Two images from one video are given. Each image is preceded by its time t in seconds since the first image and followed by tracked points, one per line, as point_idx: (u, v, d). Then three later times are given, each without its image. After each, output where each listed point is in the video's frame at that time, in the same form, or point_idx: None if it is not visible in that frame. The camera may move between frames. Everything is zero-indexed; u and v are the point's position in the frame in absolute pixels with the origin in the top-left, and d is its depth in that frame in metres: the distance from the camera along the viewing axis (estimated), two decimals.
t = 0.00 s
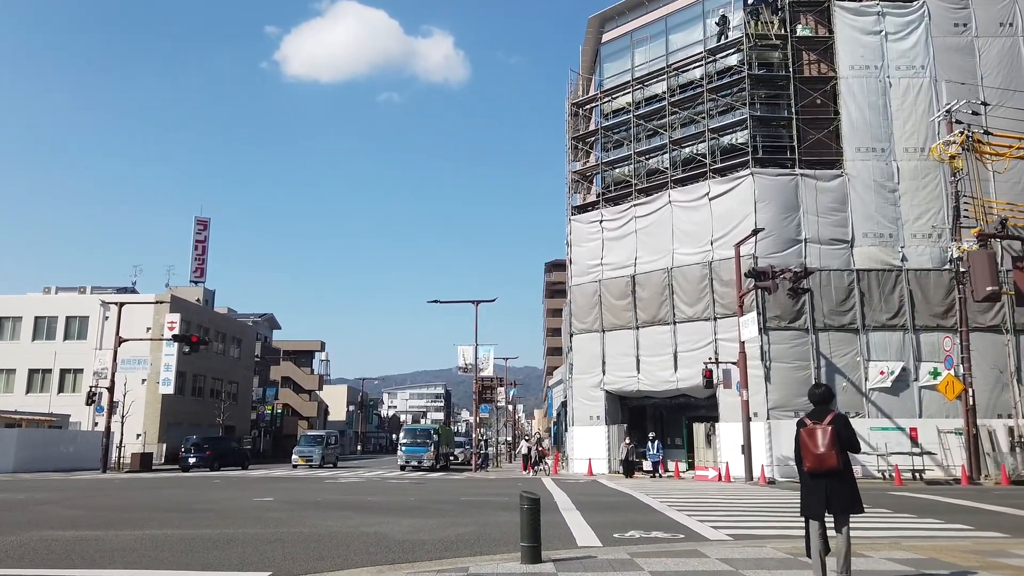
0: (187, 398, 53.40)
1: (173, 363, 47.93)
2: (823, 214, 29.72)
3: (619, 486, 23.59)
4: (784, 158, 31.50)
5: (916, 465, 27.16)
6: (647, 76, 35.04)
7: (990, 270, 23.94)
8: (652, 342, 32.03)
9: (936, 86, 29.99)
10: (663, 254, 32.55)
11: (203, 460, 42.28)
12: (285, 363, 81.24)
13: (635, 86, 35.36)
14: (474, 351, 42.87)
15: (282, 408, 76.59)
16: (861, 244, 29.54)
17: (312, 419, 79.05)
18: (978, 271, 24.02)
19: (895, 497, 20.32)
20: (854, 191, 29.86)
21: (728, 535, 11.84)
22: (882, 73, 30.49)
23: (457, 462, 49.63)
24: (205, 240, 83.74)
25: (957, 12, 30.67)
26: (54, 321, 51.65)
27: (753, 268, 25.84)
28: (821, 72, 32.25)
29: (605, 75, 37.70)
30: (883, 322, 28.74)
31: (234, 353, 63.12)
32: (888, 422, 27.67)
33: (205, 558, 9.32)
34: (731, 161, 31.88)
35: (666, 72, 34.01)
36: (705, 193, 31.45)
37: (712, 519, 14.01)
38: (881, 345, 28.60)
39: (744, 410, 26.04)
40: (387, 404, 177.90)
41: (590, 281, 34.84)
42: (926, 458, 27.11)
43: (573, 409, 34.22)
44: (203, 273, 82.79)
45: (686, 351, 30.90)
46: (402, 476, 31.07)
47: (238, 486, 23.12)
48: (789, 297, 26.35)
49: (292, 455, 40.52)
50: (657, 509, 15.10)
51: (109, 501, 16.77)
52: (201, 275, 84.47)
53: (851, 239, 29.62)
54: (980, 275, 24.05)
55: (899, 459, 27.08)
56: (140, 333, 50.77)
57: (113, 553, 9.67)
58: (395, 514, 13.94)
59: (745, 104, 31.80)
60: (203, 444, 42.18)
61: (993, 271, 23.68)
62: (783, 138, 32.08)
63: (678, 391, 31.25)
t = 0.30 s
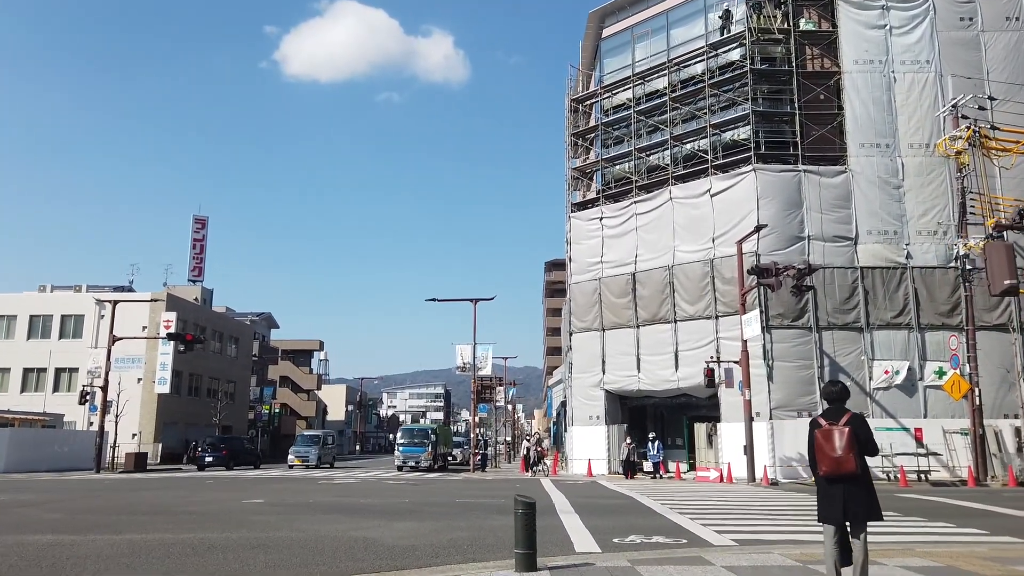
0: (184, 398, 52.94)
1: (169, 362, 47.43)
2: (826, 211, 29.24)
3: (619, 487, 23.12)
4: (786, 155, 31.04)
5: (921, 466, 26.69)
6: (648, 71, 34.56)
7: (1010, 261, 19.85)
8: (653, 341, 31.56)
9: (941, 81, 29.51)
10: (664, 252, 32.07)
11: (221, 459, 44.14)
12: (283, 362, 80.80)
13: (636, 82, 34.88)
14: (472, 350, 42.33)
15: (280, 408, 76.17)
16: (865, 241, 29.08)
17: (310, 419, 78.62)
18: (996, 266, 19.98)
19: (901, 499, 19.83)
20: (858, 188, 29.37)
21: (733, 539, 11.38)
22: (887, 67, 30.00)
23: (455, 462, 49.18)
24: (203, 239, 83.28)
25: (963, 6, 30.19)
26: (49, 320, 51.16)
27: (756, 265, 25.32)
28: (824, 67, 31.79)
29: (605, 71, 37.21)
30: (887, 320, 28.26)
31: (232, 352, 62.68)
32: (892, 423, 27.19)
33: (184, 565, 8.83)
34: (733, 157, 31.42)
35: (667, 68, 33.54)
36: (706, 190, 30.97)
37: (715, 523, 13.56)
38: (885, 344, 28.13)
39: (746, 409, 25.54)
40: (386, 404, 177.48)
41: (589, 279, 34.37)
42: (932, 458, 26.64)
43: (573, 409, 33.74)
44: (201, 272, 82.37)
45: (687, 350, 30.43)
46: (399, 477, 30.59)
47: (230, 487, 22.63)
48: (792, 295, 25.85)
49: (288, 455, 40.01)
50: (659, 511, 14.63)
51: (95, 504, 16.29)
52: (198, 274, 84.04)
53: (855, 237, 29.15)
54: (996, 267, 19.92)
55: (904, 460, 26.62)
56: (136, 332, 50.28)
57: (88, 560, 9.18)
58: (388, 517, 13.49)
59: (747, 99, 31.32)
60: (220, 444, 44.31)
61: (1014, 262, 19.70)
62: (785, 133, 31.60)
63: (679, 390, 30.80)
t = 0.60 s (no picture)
0: (178, 397, 52.46)
1: (161, 360, 46.91)
2: (825, 207, 28.84)
3: (615, 486, 22.74)
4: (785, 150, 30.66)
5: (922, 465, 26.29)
6: (645, 66, 34.15)
7: None
8: (650, 339, 31.15)
9: (941, 75, 29.14)
10: (661, 248, 31.67)
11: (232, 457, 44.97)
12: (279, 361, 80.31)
13: (633, 76, 34.47)
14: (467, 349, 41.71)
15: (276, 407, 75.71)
16: (865, 237, 28.69)
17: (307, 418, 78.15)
18: (1003, 251, 16.47)
19: (902, 499, 19.42)
20: (858, 183, 28.98)
21: (732, 541, 10.96)
22: (887, 61, 29.62)
23: (451, 461, 48.75)
24: (199, 237, 82.71)
25: None
26: (41, 318, 50.65)
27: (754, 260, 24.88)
28: (823, 61, 31.42)
29: (602, 66, 36.79)
30: (887, 317, 27.89)
31: (226, 351, 62.18)
32: (892, 421, 26.81)
33: (153, 567, 8.39)
34: (731, 153, 31.01)
35: (664, 62, 33.13)
36: (704, 185, 30.57)
37: (713, 523, 13.13)
38: (886, 341, 27.75)
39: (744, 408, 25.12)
40: (384, 404, 176.93)
41: (586, 276, 33.95)
42: (933, 457, 26.25)
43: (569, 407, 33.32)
44: (197, 270, 81.87)
45: (684, 347, 30.02)
46: (392, 476, 30.15)
47: (218, 486, 22.17)
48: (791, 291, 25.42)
49: (281, 455, 39.56)
50: (655, 512, 14.18)
51: (74, 503, 15.81)
52: (194, 273, 83.54)
53: (855, 233, 28.77)
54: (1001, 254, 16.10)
55: (904, 459, 26.19)
56: (128, 331, 49.73)
57: (54, 561, 8.75)
58: (375, 517, 13.05)
59: (746, 94, 30.93)
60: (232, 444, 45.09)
61: None
62: (784, 129, 31.22)
63: (676, 388, 30.40)
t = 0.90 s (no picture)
0: (168, 398, 51.89)
1: (152, 361, 46.36)
2: (822, 205, 28.51)
3: (608, 489, 22.34)
4: (781, 147, 30.31)
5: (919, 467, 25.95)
6: (640, 63, 33.76)
7: None
8: (644, 339, 30.75)
9: (938, 72, 28.83)
10: (656, 247, 31.28)
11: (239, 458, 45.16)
12: (271, 361, 79.71)
13: (628, 73, 34.08)
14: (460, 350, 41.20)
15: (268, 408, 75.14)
16: (862, 236, 28.36)
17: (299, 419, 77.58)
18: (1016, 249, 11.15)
19: (901, 502, 19.08)
20: (854, 181, 28.65)
21: (727, 548, 10.57)
22: (883, 58, 29.30)
23: (444, 463, 48.31)
24: (190, 237, 82.05)
25: None
26: (29, 318, 50.01)
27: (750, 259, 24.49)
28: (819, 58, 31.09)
29: (596, 63, 36.41)
30: (884, 317, 27.57)
31: (218, 351, 61.59)
32: (889, 422, 26.47)
33: None
34: (727, 150, 30.66)
35: (659, 59, 32.76)
36: (699, 183, 30.19)
37: (707, 529, 12.70)
38: (882, 341, 27.44)
39: (740, 408, 24.75)
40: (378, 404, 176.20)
41: (580, 276, 33.53)
42: (930, 459, 25.90)
43: (562, 408, 32.89)
44: (189, 270, 81.24)
45: (679, 348, 29.65)
46: (382, 478, 29.73)
47: (203, 489, 21.69)
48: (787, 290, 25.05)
49: (271, 456, 39.07)
50: (648, 517, 13.75)
51: (50, 508, 15.32)
52: (186, 272, 82.90)
53: (851, 231, 28.44)
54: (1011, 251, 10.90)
55: (902, 461, 25.85)
56: (118, 330, 49.14)
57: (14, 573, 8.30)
58: (357, 523, 12.61)
59: (741, 91, 30.57)
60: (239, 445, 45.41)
61: None
62: (780, 126, 30.88)
63: (671, 389, 30.02)
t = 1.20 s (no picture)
0: (159, 397, 51.28)
1: (142, 359, 45.77)
2: (821, 201, 28.12)
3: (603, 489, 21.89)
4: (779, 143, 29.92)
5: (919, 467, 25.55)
6: (636, 57, 33.32)
7: None
8: (641, 336, 30.33)
9: (938, 66, 28.46)
10: (652, 244, 30.85)
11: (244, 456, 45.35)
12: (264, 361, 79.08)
13: (624, 68, 33.64)
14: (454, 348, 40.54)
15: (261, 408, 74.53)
16: (861, 232, 27.97)
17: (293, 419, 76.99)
18: None
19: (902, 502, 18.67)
20: (853, 177, 28.27)
21: (728, 551, 10.11)
22: (883, 53, 28.92)
23: (437, 463, 47.79)
24: (183, 235, 81.39)
25: None
26: (18, 317, 49.38)
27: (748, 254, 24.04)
28: (818, 52, 30.71)
29: (592, 58, 35.97)
30: (884, 314, 27.20)
31: (210, 350, 60.97)
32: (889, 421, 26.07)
33: None
34: (724, 146, 30.23)
35: (655, 53, 32.35)
36: (696, 179, 29.77)
37: (706, 531, 12.24)
38: (881, 339, 27.06)
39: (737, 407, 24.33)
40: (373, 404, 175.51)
41: (575, 273, 33.10)
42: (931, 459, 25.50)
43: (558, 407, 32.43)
44: (182, 269, 80.62)
45: (676, 346, 29.22)
46: (374, 477, 29.24)
47: (188, 489, 21.16)
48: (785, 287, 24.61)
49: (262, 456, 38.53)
50: (644, 518, 13.29)
51: (26, 509, 14.79)
52: (179, 271, 82.27)
53: (850, 228, 28.06)
54: None
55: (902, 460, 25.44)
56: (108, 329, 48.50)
57: None
58: (343, 524, 12.12)
59: (739, 86, 30.16)
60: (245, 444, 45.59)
61: None
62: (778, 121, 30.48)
63: (667, 388, 29.58)
